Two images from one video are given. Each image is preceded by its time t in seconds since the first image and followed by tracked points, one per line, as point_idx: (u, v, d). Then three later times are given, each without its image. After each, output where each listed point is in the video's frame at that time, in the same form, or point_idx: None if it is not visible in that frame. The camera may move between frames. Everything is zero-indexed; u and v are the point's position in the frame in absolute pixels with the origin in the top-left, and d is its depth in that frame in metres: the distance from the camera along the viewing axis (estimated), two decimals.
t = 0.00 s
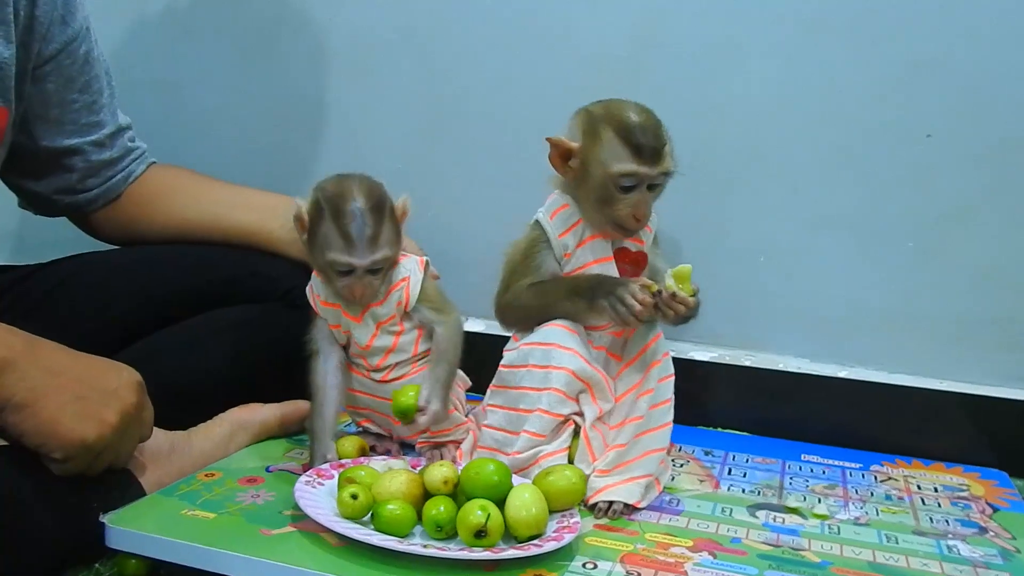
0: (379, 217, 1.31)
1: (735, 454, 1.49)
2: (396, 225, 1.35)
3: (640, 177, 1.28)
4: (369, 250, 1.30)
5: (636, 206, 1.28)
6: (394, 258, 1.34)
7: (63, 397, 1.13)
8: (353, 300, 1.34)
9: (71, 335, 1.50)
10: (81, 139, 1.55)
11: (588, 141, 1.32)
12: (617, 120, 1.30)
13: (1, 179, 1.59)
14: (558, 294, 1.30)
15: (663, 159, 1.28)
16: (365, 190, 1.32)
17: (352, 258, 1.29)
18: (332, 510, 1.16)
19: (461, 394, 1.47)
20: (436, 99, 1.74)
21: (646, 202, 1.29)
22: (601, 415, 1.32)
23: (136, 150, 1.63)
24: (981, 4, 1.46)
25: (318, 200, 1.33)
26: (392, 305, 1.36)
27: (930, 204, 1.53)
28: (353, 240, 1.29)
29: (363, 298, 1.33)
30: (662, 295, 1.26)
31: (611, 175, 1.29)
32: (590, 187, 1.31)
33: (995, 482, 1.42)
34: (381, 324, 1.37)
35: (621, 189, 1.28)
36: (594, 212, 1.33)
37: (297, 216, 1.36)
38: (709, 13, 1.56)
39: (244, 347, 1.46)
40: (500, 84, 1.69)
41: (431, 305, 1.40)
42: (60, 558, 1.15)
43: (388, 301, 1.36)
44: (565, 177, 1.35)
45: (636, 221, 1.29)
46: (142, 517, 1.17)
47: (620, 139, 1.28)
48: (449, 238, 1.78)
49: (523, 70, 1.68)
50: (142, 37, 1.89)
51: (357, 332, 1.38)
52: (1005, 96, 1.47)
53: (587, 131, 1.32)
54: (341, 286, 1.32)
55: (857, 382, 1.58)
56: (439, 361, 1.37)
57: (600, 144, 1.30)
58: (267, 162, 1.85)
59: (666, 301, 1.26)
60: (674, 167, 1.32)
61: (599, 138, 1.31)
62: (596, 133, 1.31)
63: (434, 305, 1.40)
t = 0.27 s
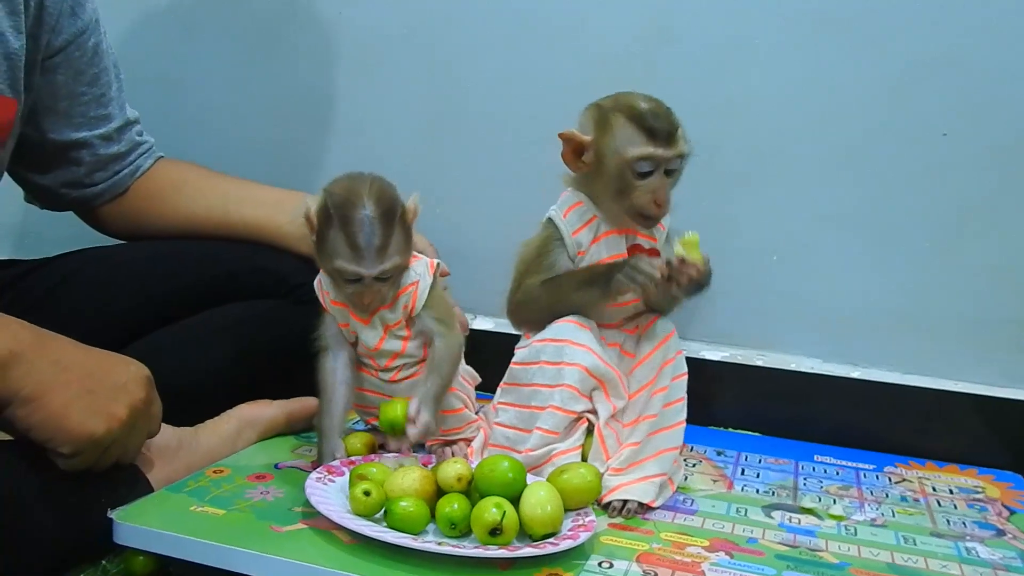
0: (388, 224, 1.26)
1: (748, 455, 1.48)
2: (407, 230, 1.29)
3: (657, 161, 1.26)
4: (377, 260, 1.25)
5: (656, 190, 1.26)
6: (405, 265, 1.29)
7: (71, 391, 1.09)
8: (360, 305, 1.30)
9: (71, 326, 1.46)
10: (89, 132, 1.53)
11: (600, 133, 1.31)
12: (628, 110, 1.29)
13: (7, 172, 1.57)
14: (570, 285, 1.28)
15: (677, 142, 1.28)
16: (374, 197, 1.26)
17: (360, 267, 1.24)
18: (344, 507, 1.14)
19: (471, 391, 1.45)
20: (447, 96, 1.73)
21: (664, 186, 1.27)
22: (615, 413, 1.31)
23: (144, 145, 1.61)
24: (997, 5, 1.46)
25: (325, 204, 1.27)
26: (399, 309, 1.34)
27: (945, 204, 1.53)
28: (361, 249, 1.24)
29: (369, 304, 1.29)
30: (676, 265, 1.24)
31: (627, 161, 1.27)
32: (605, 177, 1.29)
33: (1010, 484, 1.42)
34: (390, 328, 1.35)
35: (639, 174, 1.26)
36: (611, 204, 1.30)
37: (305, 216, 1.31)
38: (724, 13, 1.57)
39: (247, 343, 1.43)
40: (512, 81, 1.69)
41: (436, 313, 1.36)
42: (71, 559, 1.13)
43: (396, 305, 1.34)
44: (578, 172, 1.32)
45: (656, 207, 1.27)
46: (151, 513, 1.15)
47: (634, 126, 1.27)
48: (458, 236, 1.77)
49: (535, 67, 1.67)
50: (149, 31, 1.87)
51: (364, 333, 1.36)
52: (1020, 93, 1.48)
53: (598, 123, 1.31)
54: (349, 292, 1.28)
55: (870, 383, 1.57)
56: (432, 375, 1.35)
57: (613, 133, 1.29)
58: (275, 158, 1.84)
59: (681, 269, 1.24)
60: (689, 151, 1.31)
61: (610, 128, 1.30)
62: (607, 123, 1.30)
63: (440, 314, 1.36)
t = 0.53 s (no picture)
0: (392, 231, 1.19)
1: (757, 450, 1.47)
2: (415, 234, 1.22)
3: (676, 132, 1.28)
4: (379, 268, 1.18)
5: (680, 160, 1.27)
6: (410, 271, 1.22)
7: (79, 383, 1.08)
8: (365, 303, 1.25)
9: (71, 317, 1.43)
10: (95, 127, 1.52)
11: (612, 120, 1.31)
12: (637, 95, 1.31)
13: (13, 168, 1.56)
14: (582, 269, 1.29)
15: (690, 116, 1.30)
16: (381, 202, 1.18)
17: (359, 275, 1.19)
18: (353, 501, 1.14)
19: (480, 385, 1.45)
20: (454, 90, 1.73)
21: (684, 157, 1.28)
22: (625, 408, 1.29)
23: (150, 140, 1.60)
24: None
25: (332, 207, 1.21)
26: (409, 304, 1.31)
27: (955, 199, 1.52)
28: (361, 257, 1.18)
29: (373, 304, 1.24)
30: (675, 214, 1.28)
31: (647, 138, 1.28)
32: (626, 159, 1.29)
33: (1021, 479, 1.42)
34: (402, 324, 1.33)
35: (661, 147, 1.27)
36: (634, 187, 1.29)
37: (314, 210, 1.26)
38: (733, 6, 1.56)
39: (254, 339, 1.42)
40: (520, 76, 1.68)
41: (446, 312, 1.32)
42: (78, 552, 1.12)
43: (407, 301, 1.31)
44: (592, 168, 1.31)
45: (680, 177, 1.27)
46: (158, 507, 1.15)
47: (647, 105, 1.29)
48: (465, 232, 1.76)
49: (544, 62, 1.67)
50: (155, 26, 1.87)
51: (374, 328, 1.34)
52: None
53: (610, 113, 1.31)
54: (352, 295, 1.23)
55: (879, 378, 1.56)
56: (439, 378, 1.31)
57: (629, 114, 1.30)
58: (280, 154, 1.84)
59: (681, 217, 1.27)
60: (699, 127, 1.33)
61: (625, 111, 1.30)
62: (619, 108, 1.31)
63: (449, 313, 1.32)
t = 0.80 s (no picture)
0: (382, 226, 1.16)
1: (764, 443, 1.47)
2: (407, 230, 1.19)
3: (685, 134, 1.27)
4: (369, 265, 1.16)
5: (685, 163, 1.26)
6: (404, 267, 1.19)
7: (82, 375, 1.07)
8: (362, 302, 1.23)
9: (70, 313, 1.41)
10: (96, 120, 1.51)
11: (625, 111, 1.31)
12: (654, 86, 1.30)
13: (12, 160, 1.55)
14: (587, 272, 1.27)
15: (703, 118, 1.29)
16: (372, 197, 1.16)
17: (350, 271, 1.16)
18: (359, 495, 1.12)
19: (484, 378, 1.43)
20: (458, 83, 1.72)
21: (690, 162, 1.27)
22: (632, 400, 1.29)
23: (151, 134, 1.59)
24: None
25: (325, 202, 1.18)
26: (413, 296, 1.31)
27: (961, 190, 1.52)
28: (351, 254, 1.15)
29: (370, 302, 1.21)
30: (696, 237, 1.21)
31: (656, 135, 1.27)
32: (632, 154, 1.29)
33: None
34: (407, 318, 1.33)
35: (668, 146, 1.26)
36: (636, 181, 1.29)
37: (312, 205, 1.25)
38: None
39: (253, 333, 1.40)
40: (524, 69, 1.68)
41: (448, 303, 1.32)
42: (84, 546, 1.11)
43: (412, 292, 1.31)
44: (600, 153, 1.32)
45: (683, 182, 1.26)
46: (163, 501, 1.13)
47: (662, 101, 1.29)
48: (468, 225, 1.75)
49: (548, 55, 1.66)
50: (155, 21, 1.86)
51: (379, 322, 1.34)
52: None
53: (624, 102, 1.31)
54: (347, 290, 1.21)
55: (886, 370, 1.56)
56: (426, 365, 1.28)
57: (642, 108, 1.29)
58: (283, 148, 1.83)
59: (702, 241, 1.20)
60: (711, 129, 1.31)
61: (639, 103, 1.30)
62: (634, 99, 1.30)
63: (451, 304, 1.32)
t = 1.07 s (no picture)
0: (349, 268, 1.13)
1: (766, 437, 1.46)
2: (376, 261, 1.15)
3: (681, 142, 1.25)
4: (341, 308, 1.13)
5: (676, 172, 1.25)
6: (378, 299, 1.17)
7: (81, 373, 1.06)
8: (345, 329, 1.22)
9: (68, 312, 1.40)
10: (91, 118, 1.49)
11: (627, 105, 1.29)
12: (658, 85, 1.28)
13: (5, 158, 1.54)
14: (587, 274, 1.26)
15: (702, 127, 1.26)
16: (333, 244, 1.11)
17: (325, 317, 1.14)
18: (362, 492, 1.11)
19: (479, 369, 1.41)
20: (456, 79, 1.71)
21: (682, 170, 1.26)
22: (635, 395, 1.28)
23: (146, 131, 1.57)
24: None
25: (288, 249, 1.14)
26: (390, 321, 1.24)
27: (963, 181, 1.51)
28: (321, 302, 1.12)
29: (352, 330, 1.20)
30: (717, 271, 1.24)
31: (652, 138, 1.26)
32: (626, 152, 1.28)
33: None
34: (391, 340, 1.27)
35: (662, 152, 1.25)
36: (627, 178, 1.29)
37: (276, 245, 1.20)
38: None
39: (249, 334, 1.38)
40: (523, 64, 1.67)
41: (424, 327, 1.25)
42: (84, 546, 1.10)
43: (390, 319, 1.24)
44: (598, 142, 1.31)
45: (672, 189, 1.26)
46: (163, 501, 1.12)
47: (663, 103, 1.26)
48: (468, 222, 1.75)
49: (547, 49, 1.65)
50: (151, 18, 1.85)
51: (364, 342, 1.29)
52: None
53: (627, 96, 1.29)
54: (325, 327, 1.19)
55: (888, 363, 1.56)
56: (402, 399, 1.24)
57: (643, 106, 1.28)
58: (281, 146, 1.82)
59: (723, 273, 1.24)
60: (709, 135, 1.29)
61: (641, 101, 1.28)
62: (637, 96, 1.28)
63: (427, 328, 1.25)
